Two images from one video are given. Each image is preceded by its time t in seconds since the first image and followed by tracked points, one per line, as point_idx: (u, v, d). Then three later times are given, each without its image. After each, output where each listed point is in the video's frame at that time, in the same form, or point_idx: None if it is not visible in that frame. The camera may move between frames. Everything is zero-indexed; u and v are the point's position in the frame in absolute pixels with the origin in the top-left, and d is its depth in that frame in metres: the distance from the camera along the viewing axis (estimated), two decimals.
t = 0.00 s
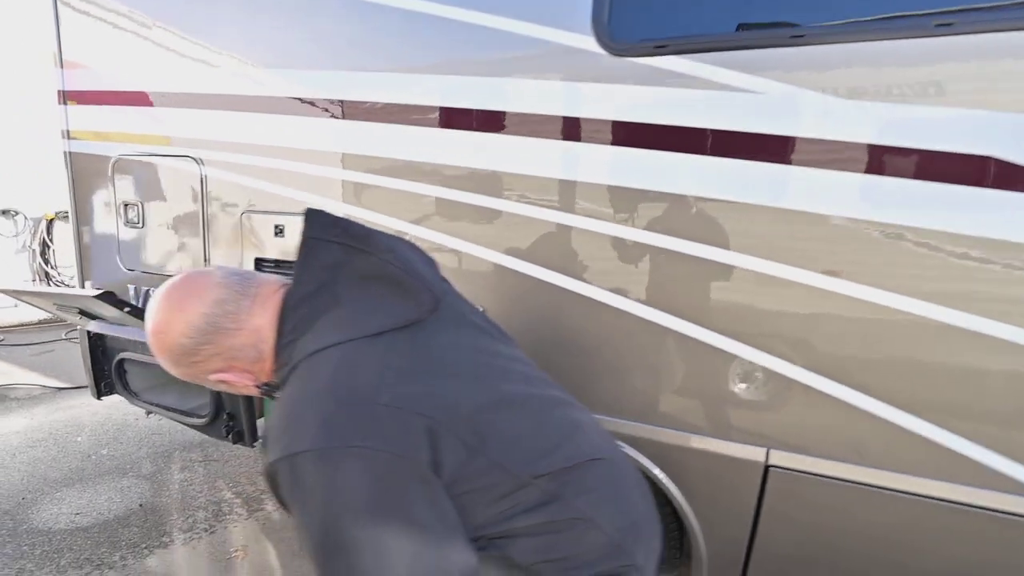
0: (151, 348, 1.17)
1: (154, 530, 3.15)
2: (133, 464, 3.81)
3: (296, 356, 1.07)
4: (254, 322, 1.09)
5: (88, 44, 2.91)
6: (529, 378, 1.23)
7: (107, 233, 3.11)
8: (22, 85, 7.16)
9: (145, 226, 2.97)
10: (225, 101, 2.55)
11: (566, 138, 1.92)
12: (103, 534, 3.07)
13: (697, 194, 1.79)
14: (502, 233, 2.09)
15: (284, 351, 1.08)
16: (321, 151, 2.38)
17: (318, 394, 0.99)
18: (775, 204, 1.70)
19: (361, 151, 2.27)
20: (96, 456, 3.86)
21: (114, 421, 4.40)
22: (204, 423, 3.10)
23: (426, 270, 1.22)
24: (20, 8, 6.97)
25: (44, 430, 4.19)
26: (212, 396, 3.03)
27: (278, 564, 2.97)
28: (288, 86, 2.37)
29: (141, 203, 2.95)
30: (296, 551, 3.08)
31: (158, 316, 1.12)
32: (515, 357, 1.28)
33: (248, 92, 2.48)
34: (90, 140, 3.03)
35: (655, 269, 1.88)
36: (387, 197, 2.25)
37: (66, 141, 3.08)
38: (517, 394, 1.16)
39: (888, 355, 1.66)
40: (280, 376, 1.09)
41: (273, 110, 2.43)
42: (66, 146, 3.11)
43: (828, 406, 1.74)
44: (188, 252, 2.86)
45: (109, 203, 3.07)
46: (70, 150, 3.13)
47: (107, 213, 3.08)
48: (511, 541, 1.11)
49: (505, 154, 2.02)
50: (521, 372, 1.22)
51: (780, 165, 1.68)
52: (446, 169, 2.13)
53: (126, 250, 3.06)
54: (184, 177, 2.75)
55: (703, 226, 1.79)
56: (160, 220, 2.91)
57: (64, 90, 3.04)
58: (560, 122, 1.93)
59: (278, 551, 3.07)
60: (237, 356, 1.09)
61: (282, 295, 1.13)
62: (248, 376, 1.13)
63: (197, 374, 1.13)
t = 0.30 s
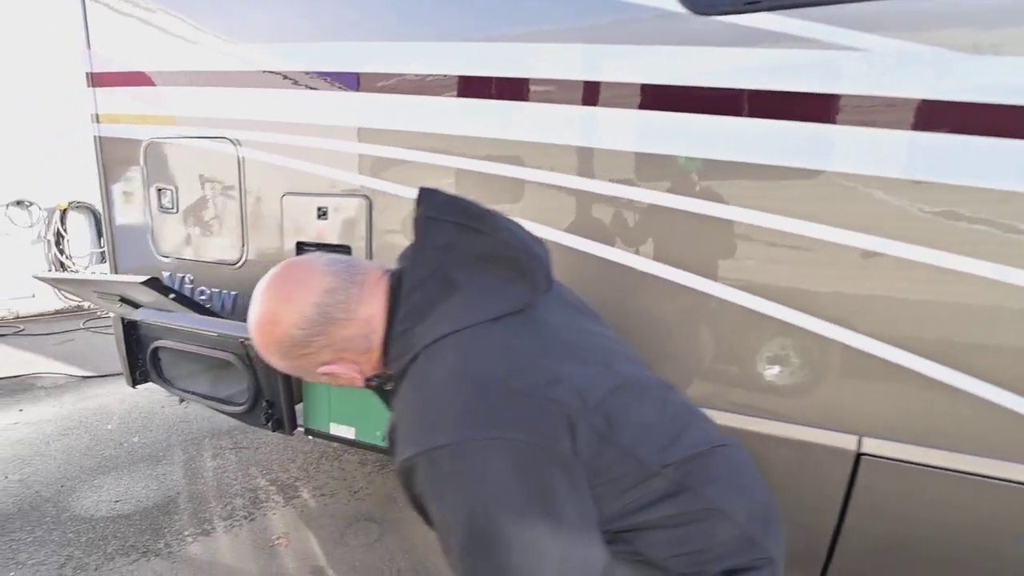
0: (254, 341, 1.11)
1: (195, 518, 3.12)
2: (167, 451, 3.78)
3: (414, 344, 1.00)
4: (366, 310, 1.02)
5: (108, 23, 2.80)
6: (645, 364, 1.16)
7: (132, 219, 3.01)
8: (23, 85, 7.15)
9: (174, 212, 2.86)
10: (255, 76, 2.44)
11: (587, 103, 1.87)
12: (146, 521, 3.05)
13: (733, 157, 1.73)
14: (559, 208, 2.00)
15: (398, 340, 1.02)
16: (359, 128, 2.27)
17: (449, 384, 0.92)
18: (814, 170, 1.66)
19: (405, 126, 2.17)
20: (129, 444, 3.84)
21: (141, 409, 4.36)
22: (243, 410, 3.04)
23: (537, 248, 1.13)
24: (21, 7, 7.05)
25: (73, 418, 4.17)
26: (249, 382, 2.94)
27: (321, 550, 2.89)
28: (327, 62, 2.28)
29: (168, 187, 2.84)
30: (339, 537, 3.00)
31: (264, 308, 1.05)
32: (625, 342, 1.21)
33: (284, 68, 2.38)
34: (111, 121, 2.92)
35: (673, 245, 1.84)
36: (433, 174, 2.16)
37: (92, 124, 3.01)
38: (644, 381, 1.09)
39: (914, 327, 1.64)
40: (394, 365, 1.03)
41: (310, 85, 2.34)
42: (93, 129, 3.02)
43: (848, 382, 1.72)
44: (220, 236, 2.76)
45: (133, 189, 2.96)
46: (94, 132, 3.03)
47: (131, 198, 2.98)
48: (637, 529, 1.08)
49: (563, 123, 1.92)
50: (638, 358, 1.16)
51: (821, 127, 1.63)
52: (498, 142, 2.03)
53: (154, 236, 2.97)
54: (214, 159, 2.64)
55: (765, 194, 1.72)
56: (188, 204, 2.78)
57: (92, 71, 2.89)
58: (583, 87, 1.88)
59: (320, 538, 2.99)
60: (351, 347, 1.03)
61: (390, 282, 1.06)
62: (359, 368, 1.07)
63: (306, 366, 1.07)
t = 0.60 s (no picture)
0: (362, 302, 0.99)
1: (239, 509, 3.02)
2: (203, 442, 3.70)
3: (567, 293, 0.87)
4: (498, 261, 0.91)
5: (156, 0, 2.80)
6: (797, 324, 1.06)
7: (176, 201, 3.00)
8: (22, 85, 6.59)
9: (217, 190, 2.85)
10: (308, 47, 2.45)
11: (620, 50, 1.90)
12: (188, 514, 2.96)
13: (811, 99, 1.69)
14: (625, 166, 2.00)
15: (542, 288, 0.89)
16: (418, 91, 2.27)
17: (625, 335, 0.81)
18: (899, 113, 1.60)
19: (465, 90, 2.17)
20: (166, 435, 3.77)
21: (173, 400, 4.28)
22: (286, 397, 2.92)
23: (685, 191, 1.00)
24: (18, 5, 6.43)
25: (105, 411, 4.10)
26: (292, 367, 2.81)
27: (372, 540, 2.78)
28: (383, 27, 2.26)
29: (211, 165, 2.84)
30: (389, 527, 2.89)
31: (381, 262, 0.93)
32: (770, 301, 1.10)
33: (339, 35, 2.36)
34: (149, 98, 2.93)
35: (742, 201, 1.83)
36: (495, 135, 2.17)
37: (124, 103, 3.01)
38: (806, 340, 0.99)
39: (1002, 283, 1.59)
40: (538, 317, 0.89)
41: (363, 52, 2.33)
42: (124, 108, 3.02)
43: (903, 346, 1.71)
44: (266, 213, 2.71)
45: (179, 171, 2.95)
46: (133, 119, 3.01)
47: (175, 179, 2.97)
48: (809, 505, 0.96)
49: (629, 76, 1.91)
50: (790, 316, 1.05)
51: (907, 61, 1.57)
52: (560, 101, 2.03)
53: (198, 217, 2.96)
54: (264, 136, 2.63)
55: (843, 141, 1.68)
56: (235, 182, 2.77)
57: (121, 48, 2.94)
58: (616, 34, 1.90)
59: (370, 528, 2.88)
60: (482, 302, 0.90)
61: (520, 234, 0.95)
62: (485, 329, 0.95)
63: (426, 327, 0.94)
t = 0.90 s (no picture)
0: (470, 273, 0.83)
1: (261, 511, 2.86)
2: (214, 443, 3.52)
3: (726, 258, 0.74)
4: (647, 224, 0.77)
5: None
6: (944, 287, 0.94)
7: (180, 189, 2.77)
8: (22, 84, 6.34)
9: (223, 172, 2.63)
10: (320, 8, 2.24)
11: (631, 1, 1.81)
12: (208, 518, 2.80)
13: (881, 52, 1.60)
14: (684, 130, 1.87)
15: (690, 254, 0.76)
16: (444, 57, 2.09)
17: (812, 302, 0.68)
18: (986, 63, 1.51)
19: (508, 50, 1.98)
20: (173, 437, 3.58)
21: (177, 402, 4.09)
22: (308, 392, 2.77)
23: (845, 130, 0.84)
24: (18, 5, 6.20)
25: (105, 415, 3.88)
26: (314, 360, 2.65)
27: (408, 537, 2.66)
28: None
29: (218, 144, 2.61)
30: (423, 522, 2.78)
31: (504, 225, 0.77)
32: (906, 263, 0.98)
33: None
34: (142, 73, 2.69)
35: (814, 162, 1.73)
36: (534, 99, 2.01)
37: (115, 79, 2.76)
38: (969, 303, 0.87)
39: None
40: (686, 288, 0.75)
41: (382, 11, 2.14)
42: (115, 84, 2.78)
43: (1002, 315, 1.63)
44: (282, 197, 2.51)
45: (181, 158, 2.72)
46: (125, 107, 2.77)
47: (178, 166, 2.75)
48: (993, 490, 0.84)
49: (691, 32, 1.77)
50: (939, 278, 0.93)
51: (987, 2, 1.49)
52: (613, 60, 1.87)
53: (204, 203, 2.74)
54: (278, 113, 2.42)
55: (919, 93, 1.58)
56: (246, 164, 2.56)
57: (109, 17, 2.69)
58: None
59: (403, 524, 2.76)
60: (627, 272, 0.77)
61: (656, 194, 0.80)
62: (621, 304, 0.81)
63: (554, 301, 0.80)
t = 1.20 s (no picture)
0: (589, 242, 0.74)
1: (268, 507, 2.72)
2: (210, 435, 3.36)
3: (912, 233, 0.71)
4: (806, 189, 0.68)
5: None
6: None
7: (184, 162, 2.56)
8: (22, 84, 6.31)
9: (229, 142, 2.44)
10: None
11: None
12: (211, 514, 2.66)
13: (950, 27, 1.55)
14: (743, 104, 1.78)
15: (867, 226, 0.73)
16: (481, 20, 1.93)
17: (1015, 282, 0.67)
18: None
19: (550, 15, 1.85)
20: (166, 431, 3.41)
21: (167, 392, 3.89)
22: (319, 381, 2.62)
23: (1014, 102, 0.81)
24: (19, 4, 6.21)
25: (88, 406, 3.67)
26: (327, 348, 2.50)
27: (426, 532, 2.56)
28: None
29: (223, 112, 2.40)
30: (440, 517, 2.67)
31: (640, 186, 0.68)
32: None
33: None
34: (135, 32, 2.45)
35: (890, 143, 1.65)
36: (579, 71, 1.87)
37: (105, 37, 2.50)
38: None
39: None
40: (861, 265, 0.73)
41: None
42: (106, 42, 2.51)
43: None
44: (295, 174, 2.34)
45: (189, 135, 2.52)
46: (117, 79, 2.53)
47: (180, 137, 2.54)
48: None
49: None
50: None
51: None
52: (668, 30, 1.76)
53: (207, 178, 2.53)
54: (293, 82, 2.24)
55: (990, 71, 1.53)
56: (255, 139, 2.37)
57: None
58: None
59: (420, 519, 2.65)
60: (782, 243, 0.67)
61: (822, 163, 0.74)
62: (764, 279, 0.73)
63: (691, 274, 0.71)
